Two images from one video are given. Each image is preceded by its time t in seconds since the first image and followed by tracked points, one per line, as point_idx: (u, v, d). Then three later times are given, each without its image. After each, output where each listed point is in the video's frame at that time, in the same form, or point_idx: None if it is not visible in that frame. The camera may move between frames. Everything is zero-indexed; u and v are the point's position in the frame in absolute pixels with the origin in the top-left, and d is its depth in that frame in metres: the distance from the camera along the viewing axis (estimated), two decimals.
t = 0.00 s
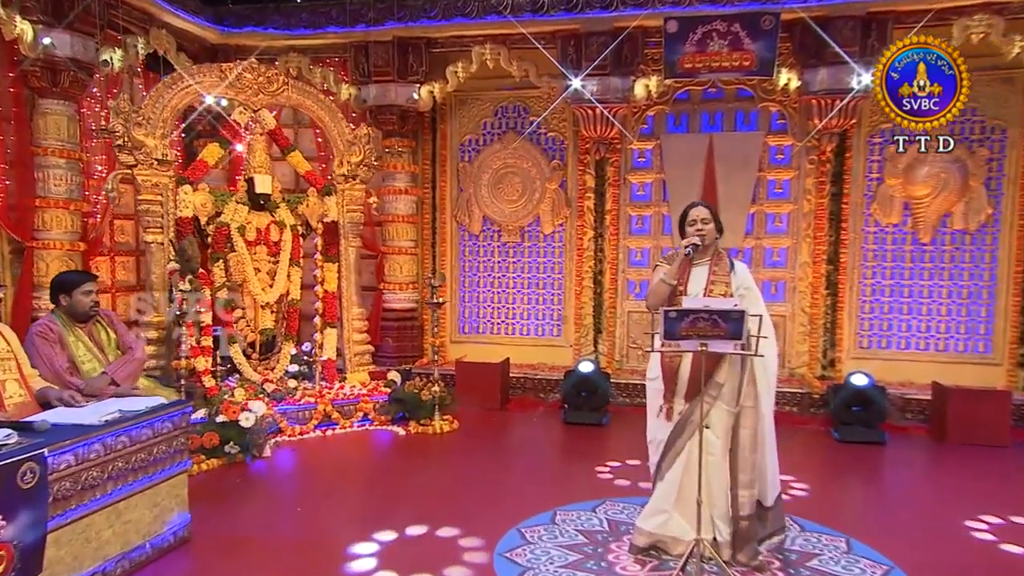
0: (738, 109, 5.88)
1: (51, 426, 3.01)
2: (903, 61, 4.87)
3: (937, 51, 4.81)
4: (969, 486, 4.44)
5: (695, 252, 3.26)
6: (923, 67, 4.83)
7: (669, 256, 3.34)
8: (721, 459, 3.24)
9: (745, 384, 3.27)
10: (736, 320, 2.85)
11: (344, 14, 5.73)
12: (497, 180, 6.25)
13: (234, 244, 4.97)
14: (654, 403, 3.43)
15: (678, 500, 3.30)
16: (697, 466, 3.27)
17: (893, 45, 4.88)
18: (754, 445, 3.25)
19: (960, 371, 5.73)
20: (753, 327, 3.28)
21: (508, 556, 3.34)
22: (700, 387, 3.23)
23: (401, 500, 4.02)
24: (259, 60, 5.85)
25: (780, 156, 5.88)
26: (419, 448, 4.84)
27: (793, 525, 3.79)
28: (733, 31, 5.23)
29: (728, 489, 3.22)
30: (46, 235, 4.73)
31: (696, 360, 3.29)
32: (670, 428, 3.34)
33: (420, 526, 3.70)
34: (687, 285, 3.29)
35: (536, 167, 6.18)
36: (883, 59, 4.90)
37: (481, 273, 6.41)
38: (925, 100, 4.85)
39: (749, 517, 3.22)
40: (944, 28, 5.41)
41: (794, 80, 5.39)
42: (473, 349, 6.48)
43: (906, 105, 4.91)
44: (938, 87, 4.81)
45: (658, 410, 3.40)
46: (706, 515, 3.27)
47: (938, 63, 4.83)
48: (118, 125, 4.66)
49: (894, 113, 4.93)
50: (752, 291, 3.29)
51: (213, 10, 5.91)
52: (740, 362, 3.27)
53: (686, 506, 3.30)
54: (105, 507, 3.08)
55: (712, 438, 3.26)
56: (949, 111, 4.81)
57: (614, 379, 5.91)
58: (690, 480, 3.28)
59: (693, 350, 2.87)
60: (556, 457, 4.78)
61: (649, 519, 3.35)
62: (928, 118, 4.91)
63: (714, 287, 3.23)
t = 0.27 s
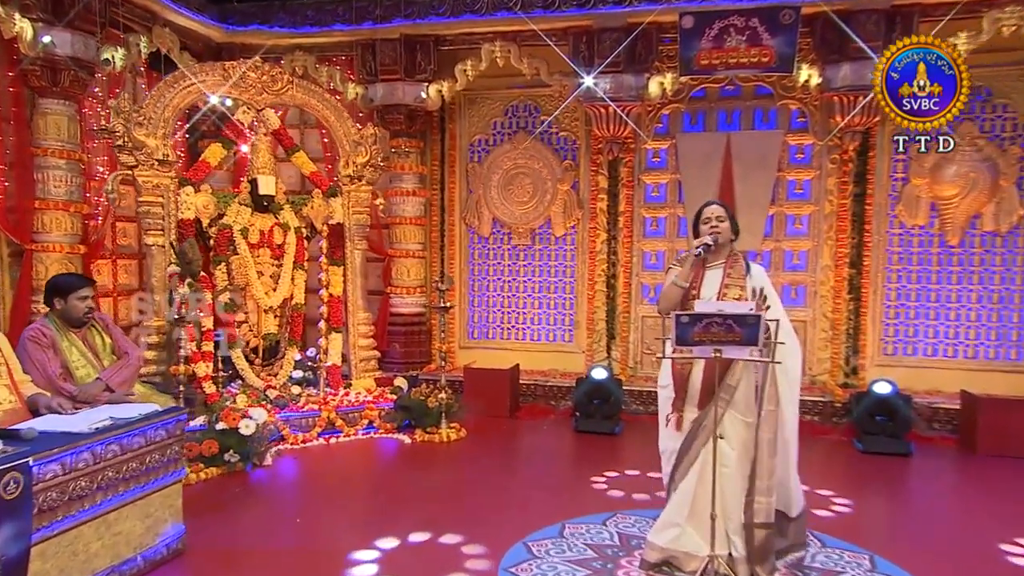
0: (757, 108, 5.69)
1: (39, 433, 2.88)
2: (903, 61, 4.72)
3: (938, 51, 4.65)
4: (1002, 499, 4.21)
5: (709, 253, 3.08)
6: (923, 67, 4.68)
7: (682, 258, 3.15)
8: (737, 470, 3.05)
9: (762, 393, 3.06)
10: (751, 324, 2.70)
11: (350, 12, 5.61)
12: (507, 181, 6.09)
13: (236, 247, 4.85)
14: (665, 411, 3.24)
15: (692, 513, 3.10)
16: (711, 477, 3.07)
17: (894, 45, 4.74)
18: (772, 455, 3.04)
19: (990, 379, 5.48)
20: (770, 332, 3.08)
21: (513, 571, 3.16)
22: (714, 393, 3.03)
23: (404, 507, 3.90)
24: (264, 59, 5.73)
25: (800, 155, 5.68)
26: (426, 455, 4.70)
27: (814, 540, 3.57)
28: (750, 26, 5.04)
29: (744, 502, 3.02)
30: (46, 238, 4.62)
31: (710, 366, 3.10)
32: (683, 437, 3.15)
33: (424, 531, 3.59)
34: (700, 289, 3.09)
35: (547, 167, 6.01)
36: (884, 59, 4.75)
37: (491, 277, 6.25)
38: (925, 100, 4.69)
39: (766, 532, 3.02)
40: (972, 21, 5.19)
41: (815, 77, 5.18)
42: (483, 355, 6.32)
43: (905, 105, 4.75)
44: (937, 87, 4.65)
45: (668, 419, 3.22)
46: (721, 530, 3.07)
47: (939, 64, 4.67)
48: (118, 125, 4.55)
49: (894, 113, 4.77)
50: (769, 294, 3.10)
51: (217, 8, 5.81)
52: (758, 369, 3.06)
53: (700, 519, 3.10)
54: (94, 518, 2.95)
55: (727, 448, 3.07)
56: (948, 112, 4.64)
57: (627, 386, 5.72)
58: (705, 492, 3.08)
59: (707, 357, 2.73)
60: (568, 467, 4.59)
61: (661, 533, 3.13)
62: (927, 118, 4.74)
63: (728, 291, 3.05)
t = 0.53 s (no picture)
0: (777, 105, 5.48)
1: (24, 442, 2.74)
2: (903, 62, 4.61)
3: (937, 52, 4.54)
4: None
5: (724, 255, 2.88)
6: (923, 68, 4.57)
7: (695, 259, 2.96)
8: (752, 483, 2.86)
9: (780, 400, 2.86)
10: (769, 330, 2.51)
11: (357, 9, 5.48)
12: (518, 181, 5.92)
13: (238, 249, 4.71)
14: (677, 420, 3.05)
15: (706, 528, 2.91)
16: (725, 491, 2.88)
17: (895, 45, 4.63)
18: (790, 466, 2.85)
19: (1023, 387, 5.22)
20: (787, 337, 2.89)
21: None
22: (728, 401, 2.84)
23: (406, 513, 3.79)
24: (269, 57, 5.61)
25: (822, 154, 5.46)
26: (433, 464, 4.54)
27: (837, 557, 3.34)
28: (770, 18, 4.83)
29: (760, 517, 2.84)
30: (44, 240, 4.51)
31: (724, 372, 2.91)
32: (696, 448, 2.94)
33: (426, 535, 3.51)
34: (715, 293, 2.90)
35: (558, 168, 5.84)
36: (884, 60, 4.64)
37: (501, 280, 6.08)
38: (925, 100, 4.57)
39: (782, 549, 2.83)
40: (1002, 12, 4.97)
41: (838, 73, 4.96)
42: (492, 361, 6.14)
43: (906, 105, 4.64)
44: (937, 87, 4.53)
45: (680, 428, 3.01)
46: (736, 546, 2.88)
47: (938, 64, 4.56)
48: (118, 125, 4.42)
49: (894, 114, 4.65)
50: (786, 296, 2.90)
51: (221, 6, 5.70)
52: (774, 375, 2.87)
53: (715, 535, 2.91)
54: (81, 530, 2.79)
55: (742, 459, 2.88)
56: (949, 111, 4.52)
57: (641, 393, 5.51)
58: (719, 506, 2.89)
59: (722, 364, 2.56)
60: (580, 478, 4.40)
61: (673, 549, 2.94)
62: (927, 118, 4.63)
63: (743, 294, 2.87)
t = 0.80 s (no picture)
0: (794, 102, 5.29)
1: (11, 448, 2.62)
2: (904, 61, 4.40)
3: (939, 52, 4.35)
4: None
5: (736, 255, 2.73)
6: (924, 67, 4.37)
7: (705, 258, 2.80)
8: (767, 493, 2.68)
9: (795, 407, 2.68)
10: (783, 333, 2.35)
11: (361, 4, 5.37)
12: (527, 180, 5.77)
13: (239, 250, 4.59)
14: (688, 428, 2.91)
15: (718, 540, 2.74)
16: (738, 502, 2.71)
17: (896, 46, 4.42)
18: (807, 476, 2.67)
19: None
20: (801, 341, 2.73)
21: None
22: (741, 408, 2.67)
23: (410, 515, 3.71)
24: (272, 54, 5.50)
25: (841, 151, 5.27)
26: (438, 471, 4.39)
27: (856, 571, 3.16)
28: (788, 12, 4.66)
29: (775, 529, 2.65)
30: (42, 241, 4.41)
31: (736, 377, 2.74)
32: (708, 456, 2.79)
33: (430, 535, 3.46)
34: (727, 294, 2.75)
35: (568, 167, 5.69)
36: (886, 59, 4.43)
37: (509, 282, 5.93)
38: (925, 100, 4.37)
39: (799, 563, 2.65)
40: None
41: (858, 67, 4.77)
42: (500, 365, 5.99)
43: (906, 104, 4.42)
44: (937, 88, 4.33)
45: (691, 436, 2.87)
46: (750, 560, 2.69)
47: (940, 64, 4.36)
48: (116, 124, 4.31)
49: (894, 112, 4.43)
50: (803, 300, 2.74)
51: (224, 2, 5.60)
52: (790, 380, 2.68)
53: (727, 547, 2.73)
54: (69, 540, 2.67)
55: (755, 468, 2.70)
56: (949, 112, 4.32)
57: (653, 399, 5.35)
58: (732, 517, 2.71)
59: (733, 369, 2.40)
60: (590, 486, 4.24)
61: (683, 561, 2.80)
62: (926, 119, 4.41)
63: (757, 295, 2.71)
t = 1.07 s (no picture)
0: (811, 96, 5.13)
1: None
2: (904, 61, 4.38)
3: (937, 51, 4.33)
4: None
5: (747, 254, 2.56)
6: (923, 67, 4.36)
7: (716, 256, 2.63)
8: (782, 501, 2.51)
9: (811, 411, 2.53)
10: (796, 333, 2.18)
11: None
12: (534, 178, 5.62)
13: (238, 248, 4.46)
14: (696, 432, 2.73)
15: (729, 550, 2.56)
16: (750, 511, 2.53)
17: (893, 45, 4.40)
18: (822, 484, 2.53)
19: None
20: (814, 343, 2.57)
21: None
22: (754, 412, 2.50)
23: (410, 517, 3.62)
24: (273, 48, 5.38)
25: (861, 146, 5.08)
26: (441, 476, 4.24)
27: None
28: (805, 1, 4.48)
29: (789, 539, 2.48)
30: (36, 239, 4.29)
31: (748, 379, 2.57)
32: (718, 462, 2.61)
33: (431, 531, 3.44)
34: (738, 293, 2.58)
35: (577, 163, 5.53)
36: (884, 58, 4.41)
37: (516, 282, 5.78)
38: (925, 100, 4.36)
39: None
40: None
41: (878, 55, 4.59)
42: (507, 367, 5.83)
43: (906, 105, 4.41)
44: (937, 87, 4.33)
45: (699, 439, 2.68)
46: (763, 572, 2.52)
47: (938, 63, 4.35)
48: (111, 117, 4.18)
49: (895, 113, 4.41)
50: (819, 301, 2.57)
51: None
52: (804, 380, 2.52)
53: (739, 557, 2.56)
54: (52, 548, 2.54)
55: (768, 475, 2.53)
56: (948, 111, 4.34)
57: (665, 402, 5.17)
58: (744, 526, 2.54)
59: (742, 371, 2.23)
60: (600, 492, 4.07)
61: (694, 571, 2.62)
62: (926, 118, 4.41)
63: (771, 296, 2.54)
